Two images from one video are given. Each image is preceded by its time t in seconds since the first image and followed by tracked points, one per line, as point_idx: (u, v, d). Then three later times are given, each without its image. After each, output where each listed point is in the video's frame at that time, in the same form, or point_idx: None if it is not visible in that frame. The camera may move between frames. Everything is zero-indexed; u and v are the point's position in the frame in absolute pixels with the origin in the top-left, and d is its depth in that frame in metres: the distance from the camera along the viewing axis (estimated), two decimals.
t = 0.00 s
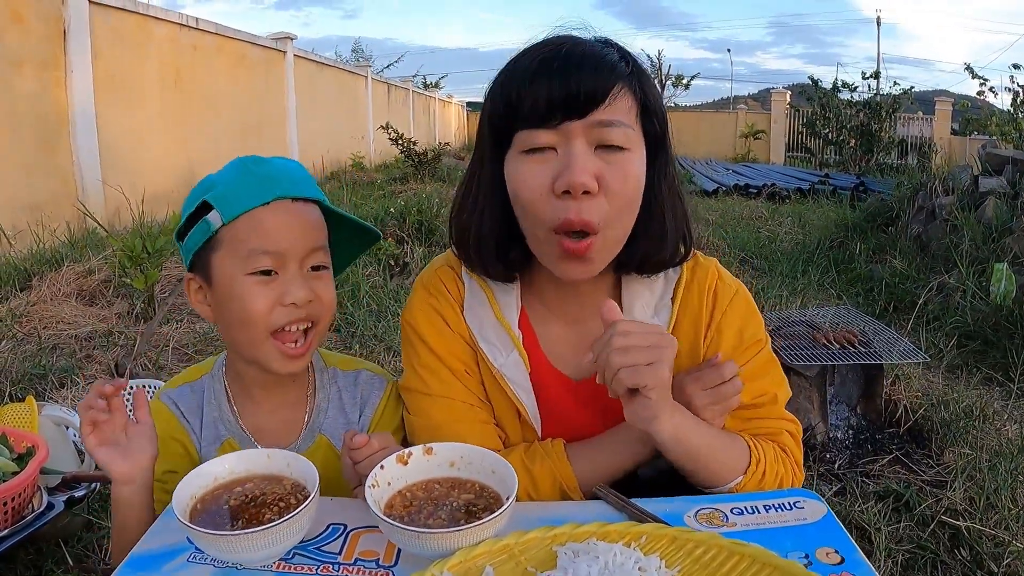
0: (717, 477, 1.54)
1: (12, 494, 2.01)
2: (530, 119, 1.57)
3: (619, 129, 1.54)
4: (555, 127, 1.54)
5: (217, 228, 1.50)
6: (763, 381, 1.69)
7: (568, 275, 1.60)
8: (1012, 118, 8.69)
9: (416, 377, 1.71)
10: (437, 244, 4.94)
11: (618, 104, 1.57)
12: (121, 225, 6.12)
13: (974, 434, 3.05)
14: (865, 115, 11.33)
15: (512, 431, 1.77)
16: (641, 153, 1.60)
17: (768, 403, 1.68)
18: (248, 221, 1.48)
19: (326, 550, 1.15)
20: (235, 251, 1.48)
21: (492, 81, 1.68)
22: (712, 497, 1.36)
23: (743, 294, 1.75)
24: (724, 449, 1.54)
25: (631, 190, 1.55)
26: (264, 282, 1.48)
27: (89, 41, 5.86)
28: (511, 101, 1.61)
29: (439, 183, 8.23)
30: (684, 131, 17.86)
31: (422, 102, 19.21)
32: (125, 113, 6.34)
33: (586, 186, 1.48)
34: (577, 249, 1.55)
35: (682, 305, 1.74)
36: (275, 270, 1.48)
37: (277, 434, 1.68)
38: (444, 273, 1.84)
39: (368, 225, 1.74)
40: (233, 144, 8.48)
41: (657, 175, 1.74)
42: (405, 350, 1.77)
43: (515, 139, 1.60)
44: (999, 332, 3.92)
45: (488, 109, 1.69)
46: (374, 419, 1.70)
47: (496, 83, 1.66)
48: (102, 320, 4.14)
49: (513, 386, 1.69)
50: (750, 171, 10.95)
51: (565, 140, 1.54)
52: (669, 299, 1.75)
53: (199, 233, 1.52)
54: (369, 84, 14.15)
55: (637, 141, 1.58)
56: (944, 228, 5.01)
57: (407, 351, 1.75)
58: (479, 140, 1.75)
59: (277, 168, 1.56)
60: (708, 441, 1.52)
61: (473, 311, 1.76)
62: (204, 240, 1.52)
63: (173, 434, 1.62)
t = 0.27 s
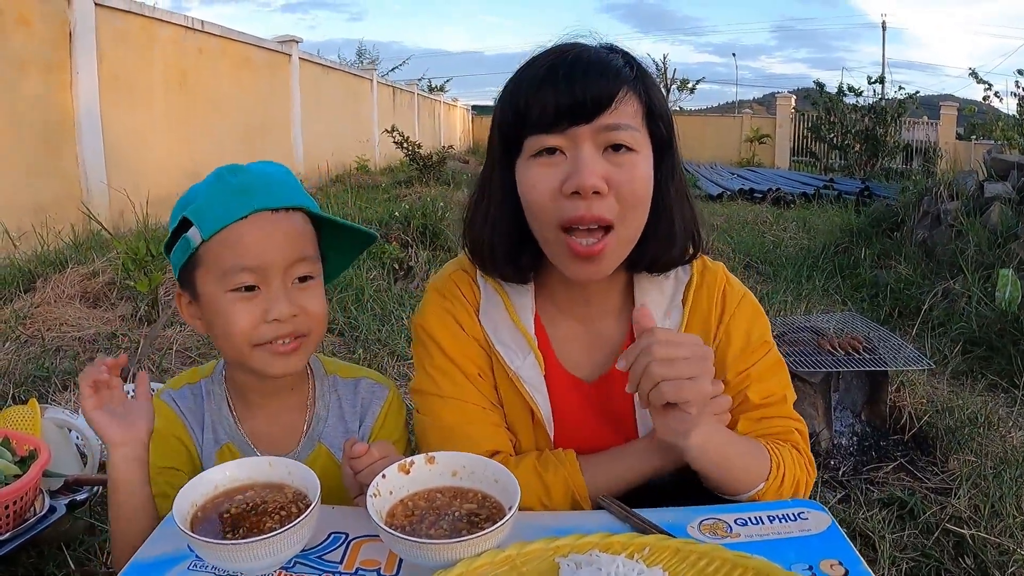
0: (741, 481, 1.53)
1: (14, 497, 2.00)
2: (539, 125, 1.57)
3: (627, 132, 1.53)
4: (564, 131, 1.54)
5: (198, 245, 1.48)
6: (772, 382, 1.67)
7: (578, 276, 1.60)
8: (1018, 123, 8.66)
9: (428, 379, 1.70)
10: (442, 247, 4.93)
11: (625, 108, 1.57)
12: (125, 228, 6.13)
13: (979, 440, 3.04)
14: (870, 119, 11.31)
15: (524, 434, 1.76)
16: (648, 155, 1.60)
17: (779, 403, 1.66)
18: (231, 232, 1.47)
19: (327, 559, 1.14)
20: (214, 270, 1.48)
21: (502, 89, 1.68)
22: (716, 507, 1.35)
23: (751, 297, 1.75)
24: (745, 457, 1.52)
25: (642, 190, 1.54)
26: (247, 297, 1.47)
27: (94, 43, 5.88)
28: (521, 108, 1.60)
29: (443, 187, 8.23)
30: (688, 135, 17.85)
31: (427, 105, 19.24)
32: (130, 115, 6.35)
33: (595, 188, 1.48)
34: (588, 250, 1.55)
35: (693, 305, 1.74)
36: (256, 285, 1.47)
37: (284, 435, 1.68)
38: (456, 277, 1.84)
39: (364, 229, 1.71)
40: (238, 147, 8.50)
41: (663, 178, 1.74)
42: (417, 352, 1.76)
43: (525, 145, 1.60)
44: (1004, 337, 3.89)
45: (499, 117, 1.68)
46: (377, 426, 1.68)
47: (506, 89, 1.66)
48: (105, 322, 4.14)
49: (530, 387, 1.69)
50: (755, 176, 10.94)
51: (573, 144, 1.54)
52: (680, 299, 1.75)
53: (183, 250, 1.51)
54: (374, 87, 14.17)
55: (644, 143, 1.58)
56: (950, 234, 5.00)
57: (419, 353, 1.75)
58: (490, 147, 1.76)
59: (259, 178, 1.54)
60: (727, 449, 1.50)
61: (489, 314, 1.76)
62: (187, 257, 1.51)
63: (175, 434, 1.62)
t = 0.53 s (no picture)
0: (773, 430, 1.49)
1: (16, 498, 2.00)
2: (545, 120, 1.57)
3: (629, 126, 1.54)
4: (570, 125, 1.54)
5: (199, 248, 1.48)
6: (780, 351, 1.68)
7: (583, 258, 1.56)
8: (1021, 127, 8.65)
9: (438, 376, 1.69)
10: (445, 249, 4.93)
11: (629, 104, 1.57)
12: (129, 229, 6.13)
13: (983, 445, 3.02)
14: (874, 122, 11.29)
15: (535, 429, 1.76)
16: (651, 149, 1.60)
17: (792, 364, 1.67)
18: (234, 235, 1.46)
19: (330, 564, 1.14)
20: (215, 272, 1.48)
21: (508, 87, 1.68)
22: (721, 512, 1.34)
23: (745, 276, 1.77)
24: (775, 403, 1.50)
25: (643, 185, 1.54)
26: (247, 301, 1.47)
27: (99, 44, 5.89)
28: (527, 106, 1.60)
29: (446, 189, 8.24)
30: (691, 138, 17.85)
31: (431, 108, 19.26)
32: (134, 116, 6.37)
33: (600, 176, 1.48)
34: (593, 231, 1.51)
35: (696, 293, 1.73)
36: (256, 289, 1.47)
37: (288, 434, 1.67)
38: (463, 274, 1.84)
39: (367, 233, 1.70)
40: (242, 149, 8.51)
41: (664, 176, 1.75)
42: (426, 349, 1.76)
43: (531, 140, 1.60)
44: (1007, 342, 3.87)
45: (506, 115, 1.68)
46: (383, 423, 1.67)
47: (513, 88, 1.66)
48: (109, 323, 4.15)
49: (540, 380, 1.69)
50: (758, 179, 10.93)
51: (579, 137, 1.54)
52: (679, 291, 1.74)
53: (184, 251, 1.51)
54: (378, 90, 14.19)
55: (646, 138, 1.58)
56: (953, 237, 4.99)
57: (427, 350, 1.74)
58: (496, 150, 1.76)
59: (263, 182, 1.53)
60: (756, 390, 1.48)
61: (496, 308, 1.75)
62: (188, 259, 1.51)
63: (181, 436, 1.62)
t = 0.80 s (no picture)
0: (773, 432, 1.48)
1: (11, 496, 1.99)
2: (532, 114, 1.56)
3: (615, 121, 1.53)
4: (556, 121, 1.53)
5: (197, 245, 1.48)
6: (767, 360, 1.67)
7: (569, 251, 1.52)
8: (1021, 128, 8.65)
9: (434, 373, 1.69)
10: (443, 248, 4.92)
11: (615, 101, 1.56)
12: (127, 227, 6.12)
13: (981, 446, 3.02)
14: (873, 123, 11.28)
15: (531, 423, 1.76)
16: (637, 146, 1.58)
17: (778, 376, 1.66)
18: (229, 232, 1.46)
19: (325, 562, 1.13)
20: (212, 268, 1.47)
21: (497, 83, 1.68)
22: (719, 511, 1.33)
23: (738, 284, 1.77)
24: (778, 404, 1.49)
25: (629, 177, 1.52)
26: (243, 298, 1.46)
27: (98, 42, 5.86)
28: (516, 100, 1.60)
29: (445, 188, 8.23)
30: (691, 138, 17.85)
31: (430, 106, 19.23)
32: (133, 114, 6.35)
33: (585, 171, 1.45)
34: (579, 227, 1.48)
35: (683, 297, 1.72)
36: (253, 286, 1.46)
37: (282, 431, 1.67)
38: (455, 271, 1.83)
39: (370, 232, 1.71)
40: (241, 147, 8.49)
41: (652, 173, 1.74)
42: (421, 346, 1.75)
43: (519, 135, 1.59)
44: (1007, 343, 3.87)
45: (494, 110, 1.68)
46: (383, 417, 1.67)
47: (501, 86, 1.66)
48: (106, 320, 4.14)
49: (534, 375, 1.69)
50: (758, 179, 10.90)
51: (564, 133, 1.53)
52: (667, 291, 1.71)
53: (181, 248, 1.51)
54: (377, 88, 14.17)
55: (631, 134, 1.57)
56: (952, 238, 4.99)
57: (422, 346, 1.74)
58: (485, 138, 1.77)
59: (262, 179, 1.53)
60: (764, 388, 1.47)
61: (490, 305, 1.75)
62: (185, 256, 1.50)
63: (180, 439, 1.62)
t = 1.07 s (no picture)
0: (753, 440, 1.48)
1: (10, 492, 1.98)
2: (527, 114, 1.55)
3: (613, 123, 1.52)
4: (551, 121, 1.52)
5: (197, 243, 1.48)
6: (763, 373, 1.66)
7: (563, 262, 1.56)
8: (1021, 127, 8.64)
9: (430, 371, 1.69)
10: (443, 246, 4.92)
11: (612, 100, 1.55)
12: (127, 224, 6.11)
13: (981, 445, 3.02)
14: (873, 122, 11.27)
15: (527, 422, 1.76)
16: (637, 147, 1.57)
17: (772, 392, 1.66)
18: (228, 231, 1.45)
19: (325, 557, 1.13)
20: (211, 268, 1.46)
21: (492, 81, 1.67)
22: (719, 508, 1.33)
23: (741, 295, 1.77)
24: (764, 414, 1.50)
25: (627, 183, 1.52)
26: (242, 297, 1.46)
27: (98, 40, 5.85)
28: (510, 98, 1.59)
29: (446, 185, 8.22)
30: (691, 136, 17.84)
31: (430, 104, 19.21)
32: (133, 112, 6.34)
33: (581, 175, 1.46)
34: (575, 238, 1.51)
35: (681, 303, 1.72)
36: (253, 286, 1.46)
37: (281, 429, 1.66)
38: (454, 269, 1.83)
39: (377, 231, 1.71)
40: (241, 145, 8.48)
41: (651, 174, 1.73)
42: (418, 343, 1.75)
43: (514, 136, 1.58)
44: (1007, 341, 3.87)
45: (489, 110, 1.67)
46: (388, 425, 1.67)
47: (496, 85, 1.65)
48: (106, 317, 4.13)
49: (530, 377, 1.69)
50: (758, 177, 10.89)
51: (560, 135, 1.52)
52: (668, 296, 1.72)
53: (182, 247, 1.50)
54: (377, 86, 14.16)
55: (630, 135, 1.56)
56: (952, 237, 4.98)
57: (419, 345, 1.74)
58: (480, 137, 1.75)
59: (265, 178, 1.52)
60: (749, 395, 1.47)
61: (489, 305, 1.75)
62: (185, 255, 1.50)
63: (178, 435, 1.62)
